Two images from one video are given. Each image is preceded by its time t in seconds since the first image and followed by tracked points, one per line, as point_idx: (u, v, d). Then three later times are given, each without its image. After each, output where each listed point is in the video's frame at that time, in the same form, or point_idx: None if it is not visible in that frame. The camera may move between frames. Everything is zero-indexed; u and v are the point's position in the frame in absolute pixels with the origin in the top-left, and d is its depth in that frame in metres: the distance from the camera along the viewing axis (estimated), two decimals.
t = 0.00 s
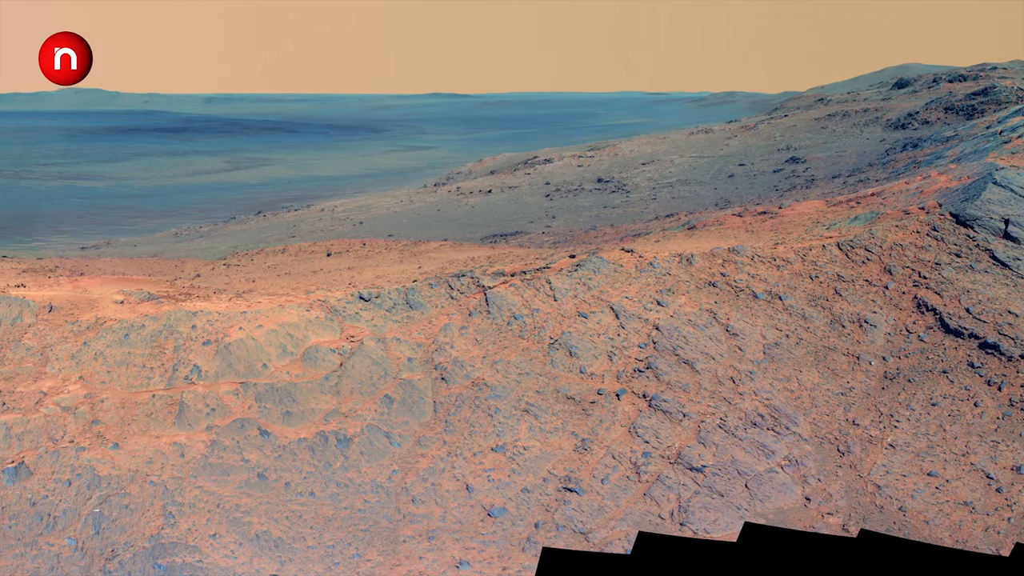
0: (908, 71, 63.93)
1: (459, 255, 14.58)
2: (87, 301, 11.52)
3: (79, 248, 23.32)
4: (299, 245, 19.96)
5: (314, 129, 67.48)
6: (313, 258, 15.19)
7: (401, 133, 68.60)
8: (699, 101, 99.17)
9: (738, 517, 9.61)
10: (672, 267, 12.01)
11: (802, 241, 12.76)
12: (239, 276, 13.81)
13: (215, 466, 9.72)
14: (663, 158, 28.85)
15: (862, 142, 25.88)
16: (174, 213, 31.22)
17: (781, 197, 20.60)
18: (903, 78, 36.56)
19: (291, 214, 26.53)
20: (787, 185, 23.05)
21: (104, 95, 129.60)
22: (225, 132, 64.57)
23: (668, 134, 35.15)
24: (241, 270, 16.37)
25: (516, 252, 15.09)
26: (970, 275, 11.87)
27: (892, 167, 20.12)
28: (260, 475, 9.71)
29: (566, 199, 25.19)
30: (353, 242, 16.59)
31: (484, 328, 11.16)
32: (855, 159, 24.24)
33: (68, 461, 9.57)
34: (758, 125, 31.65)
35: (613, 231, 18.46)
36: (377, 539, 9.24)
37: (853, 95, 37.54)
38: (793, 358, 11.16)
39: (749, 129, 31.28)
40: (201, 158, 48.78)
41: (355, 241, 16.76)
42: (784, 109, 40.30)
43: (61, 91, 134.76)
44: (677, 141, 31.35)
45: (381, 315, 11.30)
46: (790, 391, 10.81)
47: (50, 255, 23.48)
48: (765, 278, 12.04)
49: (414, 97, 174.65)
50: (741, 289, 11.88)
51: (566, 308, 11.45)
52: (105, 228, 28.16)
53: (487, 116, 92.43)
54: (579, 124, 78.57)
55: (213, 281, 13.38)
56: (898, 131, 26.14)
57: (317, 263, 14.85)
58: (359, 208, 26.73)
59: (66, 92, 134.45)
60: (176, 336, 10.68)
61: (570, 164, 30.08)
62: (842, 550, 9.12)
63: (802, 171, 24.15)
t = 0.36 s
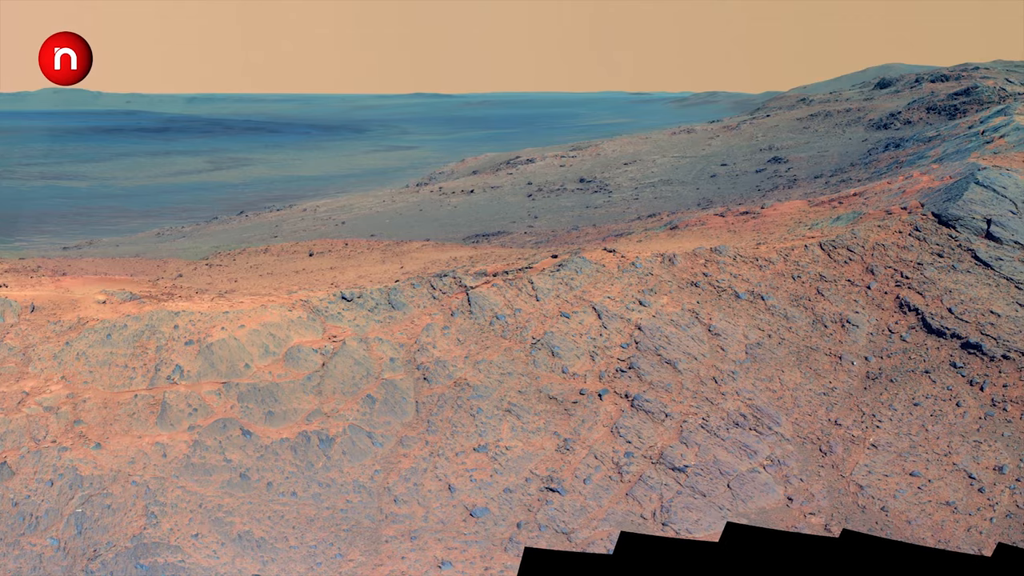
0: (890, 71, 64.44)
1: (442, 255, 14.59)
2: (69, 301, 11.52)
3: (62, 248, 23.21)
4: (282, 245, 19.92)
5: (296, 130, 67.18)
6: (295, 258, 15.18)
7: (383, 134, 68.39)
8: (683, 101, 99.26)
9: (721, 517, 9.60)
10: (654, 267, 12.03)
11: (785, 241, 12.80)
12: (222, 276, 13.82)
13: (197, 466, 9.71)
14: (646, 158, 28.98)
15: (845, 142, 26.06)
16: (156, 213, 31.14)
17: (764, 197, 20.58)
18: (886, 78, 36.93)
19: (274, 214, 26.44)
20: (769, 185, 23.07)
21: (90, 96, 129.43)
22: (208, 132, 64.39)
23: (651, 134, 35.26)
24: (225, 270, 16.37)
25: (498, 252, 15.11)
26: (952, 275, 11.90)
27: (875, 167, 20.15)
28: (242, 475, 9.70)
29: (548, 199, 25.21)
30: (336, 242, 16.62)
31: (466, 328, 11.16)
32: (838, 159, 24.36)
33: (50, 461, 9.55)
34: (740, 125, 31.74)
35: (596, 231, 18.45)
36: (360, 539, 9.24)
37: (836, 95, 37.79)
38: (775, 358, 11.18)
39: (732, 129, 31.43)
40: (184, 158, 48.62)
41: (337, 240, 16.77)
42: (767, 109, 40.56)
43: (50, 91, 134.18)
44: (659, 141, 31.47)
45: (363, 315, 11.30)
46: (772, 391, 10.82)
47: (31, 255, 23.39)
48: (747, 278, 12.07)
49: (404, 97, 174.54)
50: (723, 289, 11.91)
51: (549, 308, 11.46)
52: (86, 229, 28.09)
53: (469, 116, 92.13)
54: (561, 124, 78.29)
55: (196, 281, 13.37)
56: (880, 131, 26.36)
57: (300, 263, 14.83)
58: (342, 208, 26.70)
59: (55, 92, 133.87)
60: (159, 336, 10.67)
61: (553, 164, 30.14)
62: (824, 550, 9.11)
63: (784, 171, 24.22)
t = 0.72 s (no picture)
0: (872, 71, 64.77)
1: (424, 255, 14.60)
2: (52, 301, 11.51)
3: (45, 249, 23.09)
4: (264, 245, 19.87)
5: (278, 131, 66.92)
6: (278, 258, 15.17)
7: (365, 134, 68.28)
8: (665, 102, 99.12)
9: (703, 517, 9.59)
10: (636, 267, 12.04)
11: (767, 241, 12.84)
12: (205, 276, 13.84)
13: (179, 466, 9.70)
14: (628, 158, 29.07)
15: (826, 142, 26.19)
16: (138, 213, 31.07)
17: (746, 197, 20.58)
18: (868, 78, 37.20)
19: (255, 214, 26.35)
20: (751, 185, 23.11)
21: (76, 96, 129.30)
22: (190, 132, 64.17)
23: (634, 134, 35.35)
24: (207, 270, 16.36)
25: (480, 252, 15.09)
26: (934, 275, 11.95)
27: (857, 167, 20.20)
28: (224, 475, 9.70)
29: (530, 199, 25.24)
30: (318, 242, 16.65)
31: (448, 328, 11.16)
32: (819, 159, 24.46)
33: (32, 461, 9.52)
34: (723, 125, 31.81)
35: (578, 231, 18.44)
36: (342, 539, 9.24)
37: (819, 95, 38.02)
38: (757, 357, 11.20)
39: (715, 128, 31.55)
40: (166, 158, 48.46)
41: (320, 241, 16.77)
42: (750, 109, 40.72)
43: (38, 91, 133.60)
44: (640, 141, 31.57)
45: (345, 315, 11.31)
46: (754, 391, 10.83)
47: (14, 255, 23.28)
48: (729, 278, 12.12)
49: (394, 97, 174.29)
50: (705, 289, 11.94)
51: (531, 308, 11.46)
52: (69, 229, 28.03)
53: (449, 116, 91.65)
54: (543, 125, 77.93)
55: (178, 281, 13.35)
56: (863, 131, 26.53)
57: (283, 263, 14.83)
58: (324, 208, 26.67)
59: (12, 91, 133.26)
60: (140, 336, 10.66)
61: (535, 164, 30.20)
62: (807, 550, 9.09)
63: (766, 171, 24.27)
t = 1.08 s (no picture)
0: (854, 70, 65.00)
1: (406, 255, 14.59)
2: (34, 301, 11.50)
3: (28, 249, 22.93)
4: (246, 245, 19.86)
5: (259, 133, 66.59)
6: (260, 258, 15.16)
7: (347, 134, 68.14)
8: (647, 102, 98.95)
9: (685, 517, 9.59)
10: (618, 267, 12.05)
11: (749, 241, 12.86)
12: (186, 276, 13.87)
13: (161, 466, 9.67)
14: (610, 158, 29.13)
15: (807, 142, 26.31)
16: (121, 214, 30.88)
17: (728, 197, 20.62)
18: (850, 77, 37.41)
19: (237, 214, 26.27)
20: (733, 185, 23.12)
21: (60, 96, 128.74)
22: (171, 132, 63.79)
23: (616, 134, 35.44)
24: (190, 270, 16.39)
25: (462, 253, 15.11)
26: (916, 275, 11.99)
27: (838, 167, 20.28)
28: (206, 475, 9.68)
29: (512, 199, 25.28)
30: (300, 242, 16.66)
31: (430, 328, 11.16)
32: (801, 159, 24.54)
33: (14, 461, 9.44)
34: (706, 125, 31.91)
35: (560, 231, 18.45)
36: (324, 539, 9.23)
37: (801, 95, 38.27)
38: (738, 357, 11.23)
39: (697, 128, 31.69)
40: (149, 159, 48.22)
41: (302, 240, 16.76)
42: (732, 108, 40.94)
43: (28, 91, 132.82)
44: (622, 141, 31.69)
45: (327, 315, 11.31)
46: (736, 391, 10.85)
47: None
48: (711, 278, 12.14)
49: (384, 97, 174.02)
50: (688, 289, 11.95)
51: (513, 308, 11.47)
52: (51, 229, 27.85)
53: (430, 115, 91.16)
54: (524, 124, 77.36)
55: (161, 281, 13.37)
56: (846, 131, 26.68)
57: (264, 263, 14.82)
58: (304, 208, 26.67)
59: None
60: (122, 336, 10.62)
61: (517, 164, 30.29)
62: (789, 549, 9.08)
63: (748, 171, 24.31)
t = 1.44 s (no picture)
0: (836, 70, 65.20)
1: (389, 255, 14.59)
2: (15, 301, 11.42)
3: (9, 249, 22.64)
4: (229, 245, 19.77)
5: (238, 130, 66.16)
6: (243, 258, 15.14)
7: (331, 134, 67.73)
8: (629, 102, 98.70)
9: (667, 517, 9.58)
10: (601, 267, 12.05)
11: (731, 241, 12.86)
12: (168, 276, 13.84)
13: (143, 466, 9.66)
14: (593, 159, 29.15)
15: (790, 142, 26.42)
16: (103, 214, 30.47)
17: (710, 197, 20.62)
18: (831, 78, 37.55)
19: (219, 215, 26.14)
20: (715, 185, 23.10)
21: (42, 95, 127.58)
22: (155, 131, 63.20)
23: (598, 134, 35.54)
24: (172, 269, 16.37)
25: (444, 252, 15.08)
26: (898, 275, 12.01)
27: (820, 167, 20.33)
28: (188, 475, 9.67)
29: (494, 199, 25.29)
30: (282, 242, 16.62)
31: (412, 328, 11.16)
32: (783, 159, 24.53)
33: None
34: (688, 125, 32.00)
35: (542, 231, 18.43)
36: (306, 539, 9.23)
37: (784, 95, 38.46)
38: (720, 357, 11.23)
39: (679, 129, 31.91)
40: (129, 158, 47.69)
41: (284, 241, 16.72)
42: (714, 109, 41.09)
43: (12, 90, 131.76)
44: (604, 141, 31.80)
45: (310, 315, 11.30)
46: (718, 391, 10.86)
47: None
48: (693, 279, 12.15)
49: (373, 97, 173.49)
50: (670, 289, 11.95)
51: (495, 308, 11.47)
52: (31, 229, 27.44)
53: (411, 115, 90.59)
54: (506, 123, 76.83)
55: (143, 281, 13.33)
56: (828, 131, 26.84)
57: (246, 263, 14.78)
58: (287, 208, 26.60)
59: None
60: (105, 336, 10.61)
61: (499, 164, 30.35)
62: (771, 550, 9.08)
63: (731, 171, 24.35)
